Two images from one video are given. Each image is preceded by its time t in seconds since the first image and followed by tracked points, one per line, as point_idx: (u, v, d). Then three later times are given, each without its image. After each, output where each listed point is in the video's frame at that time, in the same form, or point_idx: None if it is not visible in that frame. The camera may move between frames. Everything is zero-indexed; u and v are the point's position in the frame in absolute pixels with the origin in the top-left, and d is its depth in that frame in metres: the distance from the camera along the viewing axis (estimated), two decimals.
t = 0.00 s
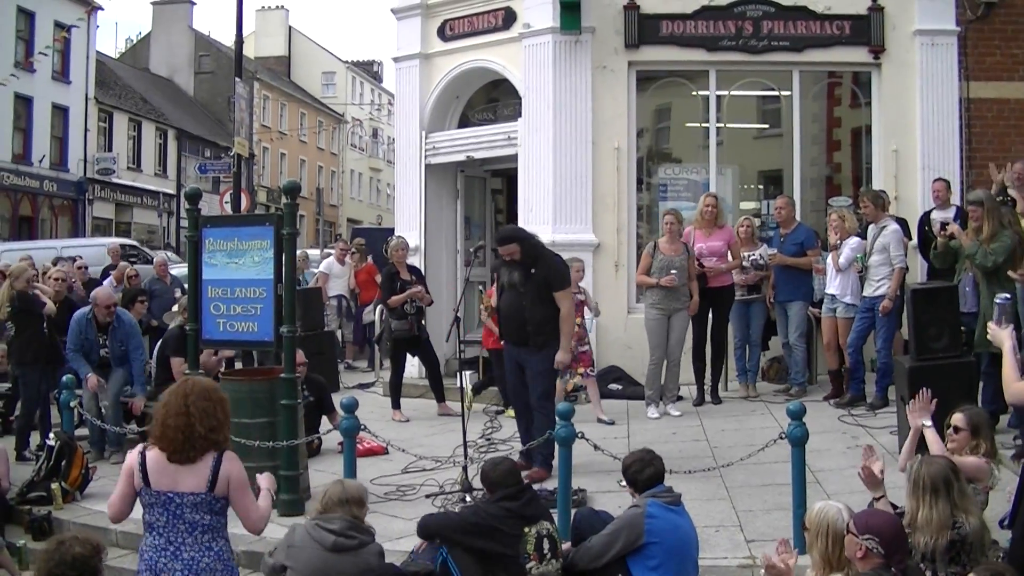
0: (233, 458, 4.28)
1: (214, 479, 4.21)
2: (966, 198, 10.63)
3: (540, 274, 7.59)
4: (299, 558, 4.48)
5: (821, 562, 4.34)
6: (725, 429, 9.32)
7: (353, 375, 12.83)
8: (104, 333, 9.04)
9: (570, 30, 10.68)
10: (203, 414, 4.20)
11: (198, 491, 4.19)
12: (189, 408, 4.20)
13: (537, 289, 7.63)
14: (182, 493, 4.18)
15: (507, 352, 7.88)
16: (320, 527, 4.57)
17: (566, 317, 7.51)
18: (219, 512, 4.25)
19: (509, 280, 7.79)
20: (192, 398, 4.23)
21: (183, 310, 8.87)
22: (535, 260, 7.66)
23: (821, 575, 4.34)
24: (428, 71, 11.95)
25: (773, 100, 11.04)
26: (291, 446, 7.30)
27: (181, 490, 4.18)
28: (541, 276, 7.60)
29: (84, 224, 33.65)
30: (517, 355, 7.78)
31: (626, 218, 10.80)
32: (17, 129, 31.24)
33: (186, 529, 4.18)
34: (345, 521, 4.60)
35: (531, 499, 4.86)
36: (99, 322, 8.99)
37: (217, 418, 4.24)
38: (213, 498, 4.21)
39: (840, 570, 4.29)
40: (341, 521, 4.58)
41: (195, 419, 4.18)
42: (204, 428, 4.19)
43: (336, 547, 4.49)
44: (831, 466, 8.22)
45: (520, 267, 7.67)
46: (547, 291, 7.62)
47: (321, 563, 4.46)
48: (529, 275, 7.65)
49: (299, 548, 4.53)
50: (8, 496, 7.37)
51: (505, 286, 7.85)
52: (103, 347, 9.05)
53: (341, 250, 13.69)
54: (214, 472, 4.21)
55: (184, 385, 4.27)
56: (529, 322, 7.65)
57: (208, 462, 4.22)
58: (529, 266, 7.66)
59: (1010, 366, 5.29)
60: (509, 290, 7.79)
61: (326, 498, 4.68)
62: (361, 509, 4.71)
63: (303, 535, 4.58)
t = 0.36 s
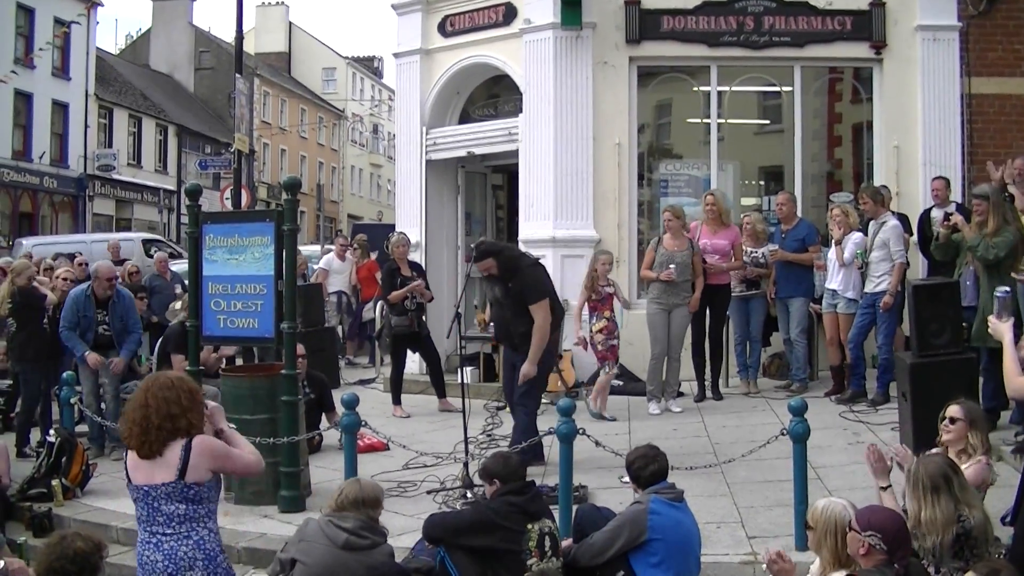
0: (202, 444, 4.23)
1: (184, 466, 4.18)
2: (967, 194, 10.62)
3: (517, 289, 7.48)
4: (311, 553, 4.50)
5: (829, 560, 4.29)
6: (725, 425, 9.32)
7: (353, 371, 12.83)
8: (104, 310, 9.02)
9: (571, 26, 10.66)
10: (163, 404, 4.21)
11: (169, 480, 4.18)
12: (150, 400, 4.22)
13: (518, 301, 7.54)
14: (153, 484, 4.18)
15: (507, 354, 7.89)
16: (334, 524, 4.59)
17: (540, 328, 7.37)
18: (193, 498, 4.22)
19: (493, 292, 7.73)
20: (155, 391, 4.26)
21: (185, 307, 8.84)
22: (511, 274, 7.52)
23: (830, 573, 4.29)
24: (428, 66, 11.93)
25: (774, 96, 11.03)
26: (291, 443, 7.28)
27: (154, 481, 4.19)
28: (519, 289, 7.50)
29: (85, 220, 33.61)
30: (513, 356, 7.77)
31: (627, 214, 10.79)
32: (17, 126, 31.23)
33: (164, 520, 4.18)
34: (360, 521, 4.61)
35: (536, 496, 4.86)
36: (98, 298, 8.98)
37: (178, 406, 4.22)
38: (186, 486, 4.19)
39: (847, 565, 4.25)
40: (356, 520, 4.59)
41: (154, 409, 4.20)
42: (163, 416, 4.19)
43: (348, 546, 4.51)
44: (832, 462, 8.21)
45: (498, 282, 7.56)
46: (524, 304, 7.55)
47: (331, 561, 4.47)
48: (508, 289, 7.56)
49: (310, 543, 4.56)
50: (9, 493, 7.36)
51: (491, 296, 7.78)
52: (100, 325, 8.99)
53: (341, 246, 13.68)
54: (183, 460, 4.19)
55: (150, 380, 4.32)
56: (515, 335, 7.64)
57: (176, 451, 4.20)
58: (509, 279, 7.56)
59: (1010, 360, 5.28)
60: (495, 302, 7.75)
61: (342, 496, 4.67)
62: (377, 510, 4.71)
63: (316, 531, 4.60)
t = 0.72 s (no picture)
0: (216, 442, 4.18)
1: (202, 469, 4.16)
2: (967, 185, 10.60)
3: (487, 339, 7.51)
4: (311, 551, 4.52)
5: (834, 553, 4.34)
6: (726, 417, 9.33)
7: (354, 365, 12.84)
8: (104, 292, 9.04)
9: (570, 18, 10.64)
10: (166, 412, 4.12)
11: (190, 489, 4.17)
12: (153, 409, 4.14)
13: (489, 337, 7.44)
14: (174, 493, 4.16)
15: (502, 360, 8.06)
16: (333, 521, 4.60)
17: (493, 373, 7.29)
18: (216, 502, 4.22)
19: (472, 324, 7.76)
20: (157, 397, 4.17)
21: (186, 302, 8.83)
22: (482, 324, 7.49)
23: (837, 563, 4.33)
24: (427, 59, 11.92)
25: (774, 87, 11.01)
26: (291, 437, 7.30)
27: (174, 489, 4.17)
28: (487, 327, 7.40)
29: (84, 216, 33.62)
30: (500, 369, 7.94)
31: (626, 207, 10.78)
32: (17, 121, 31.28)
33: (188, 529, 4.20)
34: (357, 516, 4.63)
35: (531, 489, 4.90)
36: (97, 280, 8.99)
37: (184, 408, 4.14)
38: (207, 490, 4.18)
39: (852, 556, 4.28)
40: (354, 517, 4.61)
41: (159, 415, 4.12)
42: (168, 424, 4.12)
43: (348, 542, 4.54)
44: (832, 453, 8.22)
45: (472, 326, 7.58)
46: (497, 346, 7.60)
47: (333, 559, 4.50)
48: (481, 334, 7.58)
49: (310, 539, 4.58)
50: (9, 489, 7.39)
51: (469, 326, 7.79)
52: (100, 307, 8.97)
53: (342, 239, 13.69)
54: (200, 463, 4.15)
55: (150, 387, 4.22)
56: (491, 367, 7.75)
57: (189, 457, 4.16)
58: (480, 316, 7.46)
59: (1008, 349, 5.27)
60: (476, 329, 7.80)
61: (337, 492, 4.68)
62: (370, 502, 4.73)
63: (315, 526, 4.61)
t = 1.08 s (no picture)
0: (247, 437, 4.33)
1: (235, 461, 4.28)
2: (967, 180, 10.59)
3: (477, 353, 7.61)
4: (305, 547, 4.53)
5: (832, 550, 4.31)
6: (725, 412, 9.34)
7: (352, 360, 12.85)
8: (105, 280, 9.06)
9: (569, 12, 10.64)
10: (221, 402, 4.18)
11: (220, 476, 4.24)
12: (208, 396, 4.15)
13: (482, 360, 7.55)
14: (203, 479, 4.21)
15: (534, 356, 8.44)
16: (327, 518, 4.61)
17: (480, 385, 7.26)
18: (237, 492, 4.33)
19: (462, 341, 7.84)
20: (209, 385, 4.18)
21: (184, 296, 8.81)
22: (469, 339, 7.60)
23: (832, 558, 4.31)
24: (426, 54, 11.91)
25: (773, 82, 11.01)
26: (291, 432, 7.30)
27: (203, 475, 4.21)
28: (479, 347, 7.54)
29: (83, 211, 33.61)
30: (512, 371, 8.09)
31: (625, 202, 10.79)
32: (16, 116, 31.27)
33: (206, 512, 4.23)
34: (352, 512, 4.63)
35: (526, 483, 4.91)
36: (98, 268, 9.03)
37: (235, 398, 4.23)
38: (234, 479, 4.29)
39: (852, 551, 4.28)
40: (350, 513, 4.62)
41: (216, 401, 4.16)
42: (222, 413, 4.18)
43: (343, 539, 4.54)
44: (831, 448, 8.22)
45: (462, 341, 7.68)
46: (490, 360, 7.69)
47: (328, 555, 4.49)
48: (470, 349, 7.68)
49: (305, 535, 4.59)
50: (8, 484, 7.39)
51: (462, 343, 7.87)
52: (102, 295, 9.00)
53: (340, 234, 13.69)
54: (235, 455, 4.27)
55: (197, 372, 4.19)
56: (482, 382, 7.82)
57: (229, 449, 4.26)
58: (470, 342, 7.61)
59: (1007, 345, 5.27)
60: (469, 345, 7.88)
61: (335, 488, 4.71)
62: (369, 502, 4.75)
63: (310, 522, 4.63)
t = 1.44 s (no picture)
0: (233, 437, 4.28)
1: (222, 461, 4.25)
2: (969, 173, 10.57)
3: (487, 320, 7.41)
4: (312, 541, 4.55)
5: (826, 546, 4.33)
6: (726, 406, 9.35)
7: (354, 356, 12.87)
8: (110, 272, 9.17)
9: (569, 7, 10.60)
10: (203, 403, 4.15)
11: (206, 477, 4.22)
12: (190, 397, 4.12)
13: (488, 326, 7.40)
14: (189, 480, 4.19)
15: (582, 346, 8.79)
16: (336, 515, 4.62)
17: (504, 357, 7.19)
18: (225, 493, 4.29)
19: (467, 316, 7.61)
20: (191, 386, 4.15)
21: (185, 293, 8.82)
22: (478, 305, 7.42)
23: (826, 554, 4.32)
24: (426, 49, 11.91)
25: (773, 76, 11.00)
26: (291, 429, 7.31)
27: (189, 476, 4.20)
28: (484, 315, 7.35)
29: (84, 208, 33.63)
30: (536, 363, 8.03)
31: (626, 196, 10.78)
32: (16, 114, 31.28)
33: (195, 515, 4.21)
34: (362, 512, 4.64)
35: (526, 479, 4.92)
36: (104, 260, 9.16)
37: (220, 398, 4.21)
38: (221, 480, 4.26)
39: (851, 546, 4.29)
40: (358, 512, 4.63)
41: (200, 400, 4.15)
42: (204, 414, 4.15)
43: (351, 537, 4.55)
44: (833, 443, 8.22)
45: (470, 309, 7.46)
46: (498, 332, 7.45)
47: (333, 552, 4.50)
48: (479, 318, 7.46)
49: (312, 531, 4.60)
50: (10, 481, 7.42)
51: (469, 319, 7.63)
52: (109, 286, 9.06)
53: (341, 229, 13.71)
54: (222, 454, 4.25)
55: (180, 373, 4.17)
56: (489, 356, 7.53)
57: (213, 449, 4.23)
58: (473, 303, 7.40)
59: (1008, 341, 5.26)
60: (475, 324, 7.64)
61: (346, 487, 4.74)
62: (379, 501, 4.77)
63: (319, 518, 4.65)
